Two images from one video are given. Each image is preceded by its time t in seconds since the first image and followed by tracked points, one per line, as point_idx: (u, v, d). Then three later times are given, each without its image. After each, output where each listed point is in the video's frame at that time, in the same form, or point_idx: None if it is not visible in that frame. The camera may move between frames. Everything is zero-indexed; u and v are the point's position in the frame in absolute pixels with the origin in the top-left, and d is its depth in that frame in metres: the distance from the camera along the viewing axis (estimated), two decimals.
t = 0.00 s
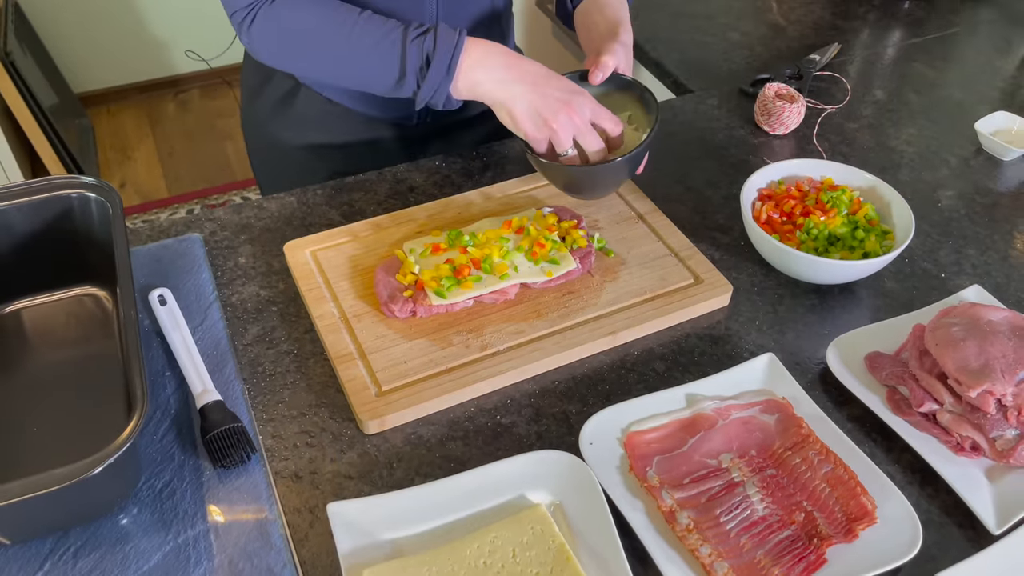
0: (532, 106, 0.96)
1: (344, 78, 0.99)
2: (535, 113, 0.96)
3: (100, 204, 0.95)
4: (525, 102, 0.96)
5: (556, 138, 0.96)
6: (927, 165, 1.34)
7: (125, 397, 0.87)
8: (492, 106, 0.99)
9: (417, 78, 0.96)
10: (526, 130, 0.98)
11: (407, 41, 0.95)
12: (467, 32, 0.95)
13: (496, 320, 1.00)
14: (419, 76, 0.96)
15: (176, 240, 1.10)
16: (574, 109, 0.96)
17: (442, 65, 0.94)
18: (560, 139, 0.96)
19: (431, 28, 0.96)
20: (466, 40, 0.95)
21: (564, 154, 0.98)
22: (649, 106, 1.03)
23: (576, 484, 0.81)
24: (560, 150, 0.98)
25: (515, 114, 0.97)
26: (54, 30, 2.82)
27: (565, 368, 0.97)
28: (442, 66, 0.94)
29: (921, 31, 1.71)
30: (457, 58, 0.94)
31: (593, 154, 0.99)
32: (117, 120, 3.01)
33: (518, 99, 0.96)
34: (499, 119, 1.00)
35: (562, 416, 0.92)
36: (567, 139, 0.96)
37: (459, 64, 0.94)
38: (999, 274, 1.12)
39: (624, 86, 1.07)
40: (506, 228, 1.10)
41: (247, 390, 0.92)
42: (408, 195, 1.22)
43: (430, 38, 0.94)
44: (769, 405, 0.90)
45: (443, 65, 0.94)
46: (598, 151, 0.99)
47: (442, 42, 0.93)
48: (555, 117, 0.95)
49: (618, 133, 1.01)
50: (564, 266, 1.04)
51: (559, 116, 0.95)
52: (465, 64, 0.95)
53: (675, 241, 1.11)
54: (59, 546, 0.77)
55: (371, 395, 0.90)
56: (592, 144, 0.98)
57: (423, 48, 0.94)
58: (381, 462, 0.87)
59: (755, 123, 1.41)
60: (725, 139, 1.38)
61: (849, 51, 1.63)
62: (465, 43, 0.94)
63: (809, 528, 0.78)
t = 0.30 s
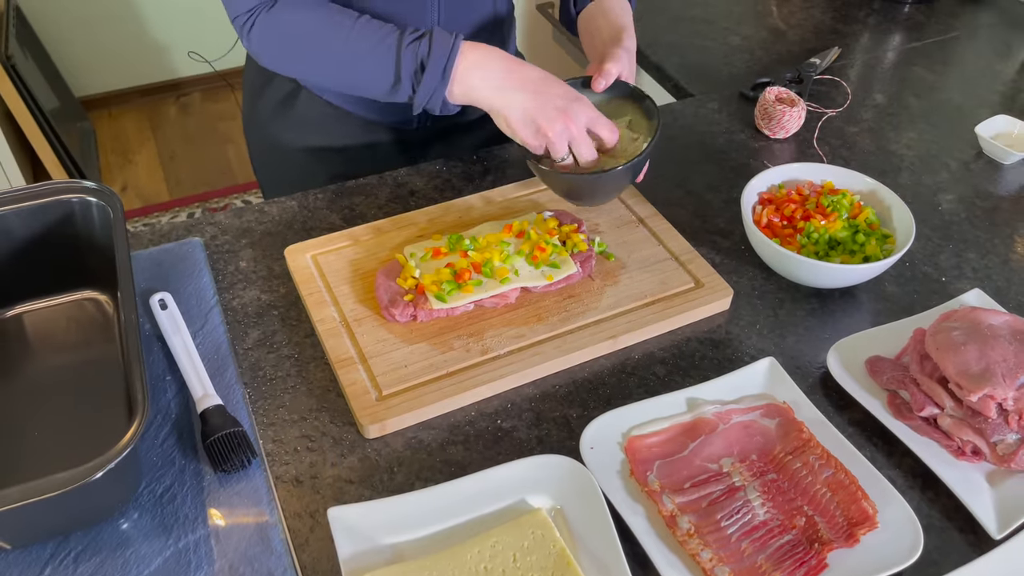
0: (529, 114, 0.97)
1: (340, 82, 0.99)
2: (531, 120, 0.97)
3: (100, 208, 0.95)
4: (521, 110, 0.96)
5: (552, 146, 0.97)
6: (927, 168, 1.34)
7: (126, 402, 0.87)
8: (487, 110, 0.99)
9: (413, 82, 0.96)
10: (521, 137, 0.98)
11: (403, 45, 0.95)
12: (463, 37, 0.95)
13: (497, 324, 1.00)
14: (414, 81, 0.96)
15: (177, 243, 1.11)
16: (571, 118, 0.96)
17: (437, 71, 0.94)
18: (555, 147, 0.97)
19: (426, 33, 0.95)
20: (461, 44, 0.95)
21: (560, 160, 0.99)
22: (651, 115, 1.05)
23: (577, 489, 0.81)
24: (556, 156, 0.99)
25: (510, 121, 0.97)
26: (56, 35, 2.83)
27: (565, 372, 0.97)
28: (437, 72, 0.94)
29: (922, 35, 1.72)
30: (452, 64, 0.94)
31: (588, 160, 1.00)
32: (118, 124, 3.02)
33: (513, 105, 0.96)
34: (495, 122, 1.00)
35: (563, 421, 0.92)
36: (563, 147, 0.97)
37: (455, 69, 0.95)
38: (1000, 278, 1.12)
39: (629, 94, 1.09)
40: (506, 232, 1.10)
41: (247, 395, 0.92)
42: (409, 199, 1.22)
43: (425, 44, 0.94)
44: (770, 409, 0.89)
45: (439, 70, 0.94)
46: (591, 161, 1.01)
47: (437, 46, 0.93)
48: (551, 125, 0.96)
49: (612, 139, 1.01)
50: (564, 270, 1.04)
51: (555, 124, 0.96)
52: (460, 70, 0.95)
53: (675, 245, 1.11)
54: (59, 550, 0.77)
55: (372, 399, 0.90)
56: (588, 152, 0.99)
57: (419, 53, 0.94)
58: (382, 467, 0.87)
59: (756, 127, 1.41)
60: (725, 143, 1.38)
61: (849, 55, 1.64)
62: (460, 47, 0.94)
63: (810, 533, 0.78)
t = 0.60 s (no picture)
0: (474, 164, 0.92)
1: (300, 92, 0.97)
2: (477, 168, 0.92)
3: (99, 211, 0.95)
4: (466, 158, 0.92)
5: (497, 202, 0.92)
6: (928, 170, 1.34)
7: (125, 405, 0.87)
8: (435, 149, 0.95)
9: (366, 109, 0.93)
10: (466, 185, 0.94)
11: (362, 71, 0.93)
12: (426, 72, 0.91)
13: (496, 327, 0.99)
14: (367, 110, 0.93)
15: (175, 246, 1.10)
16: (519, 177, 0.91)
17: (388, 103, 0.90)
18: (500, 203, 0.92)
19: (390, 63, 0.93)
20: (421, 80, 0.91)
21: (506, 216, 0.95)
22: (672, 122, 1.08)
23: (578, 493, 0.81)
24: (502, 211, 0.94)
25: (455, 168, 0.93)
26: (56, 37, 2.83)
27: (565, 375, 0.97)
28: (389, 103, 0.90)
29: (922, 35, 1.71)
30: (404, 99, 0.90)
31: (537, 218, 0.95)
32: (118, 125, 3.02)
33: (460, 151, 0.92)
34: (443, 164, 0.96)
35: (563, 424, 0.91)
36: (509, 205, 0.93)
37: (408, 104, 0.91)
38: (1001, 279, 1.12)
39: (646, 101, 1.11)
40: (506, 234, 1.09)
41: (246, 398, 0.92)
42: (409, 201, 1.22)
43: (384, 73, 0.91)
44: (771, 412, 0.89)
45: (391, 101, 0.90)
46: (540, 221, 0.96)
47: (394, 76, 0.90)
48: (496, 180, 0.91)
49: (564, 200, 0.96)
50: (564, 272, 1.04)
51: (500, 181, 0.91)
52: (411, 107, 0.91)
53: (676, 247, 1.11)
54: (57, 555, 0.77)
55: (371, 403, 0.90)
56: (535, 212, 0.94)
57: (376, 80, 0.91)
58: (381, 470, 0.86)
59: (756, 129, 1.41)
60: (725, 144, 1.38)
61: (850, 56, 1.63)
62: (417, 83, 0.90)
63: (812, 536, 0.78)
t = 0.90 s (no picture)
0: (483, 190, 0.93)
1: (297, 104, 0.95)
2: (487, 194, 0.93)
3: (97, 214, 0.95)
4: (475, 185, 0.93)
5: (507, 226, 0.92)
6: (930, 170, 1.34)
7: (123, 408, 0.86)
8: (440, 180, 0.95)
9: (371, 130, 0.93)
10: (474, 213, 0.94)
11: (371, 93, 0.93)
12: (435, 101, 0.93)
13: (496, 329, 0.99)
14: (372, 131, 0.93)
15: (174, 248, 1.10)
16: (529, 201, 0.93)
17: (398, 126, 0.91)
18: (510, 227, 0.92)
19: (398, 87, 0.93)
20: (430, 108, 0.92)
21: (514, 244, 0.94)
22: (684, 123, 1.08)
23: (579, 497, 0.80)
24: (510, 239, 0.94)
25: (463, 196, 0.94)
26: (55, 38, 2.82)
27: (566, 377, 0.97)
28: (398, 127, 0.91)
29: (923, 35, 1.71)
30: (414, 124, 0.91)
31: (544, 247, 0.96)
32: (118, 126, 3.01)
33: (470, 177, 0.93)
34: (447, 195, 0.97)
35: (563, 426, 0.91)
36: (519, 230, 0.93)
37: (417, 129, 0.92)
38: (1003, 280, 1.11)
39: (658, 103, 1.10)
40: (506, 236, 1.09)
41: (245, 401, 0.92)
42: (408, 202, 1.22)
43: (393, 96, 0.92)
44: (772, 414, 0.89)
45: (400, 125, 0.91)
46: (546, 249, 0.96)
47: (406, 101, 0.91)
48: (507, 205, 0.92)
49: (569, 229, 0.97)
50: (564, 274, 1.04)
51: (512, 205, 0.92)
52: (421, 132, 0.92)
53: (676, 248, 1.11)
54: (56, 559, 0.76)
55: (371, 405, 0.89)
56: (544, 238, 0.94)
57: (386, 104, 0.92)
58: (381, 473, 0.86)
59: (757, 129, 1.41)
60: (726, 145, 1.37)
61: (851, 56, 1.63)
62: (427, 110, 0.92)
63: (814, 540, 0.77)
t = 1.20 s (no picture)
0: (496, 183, 0.94)
1: (308, 104, 0.95)
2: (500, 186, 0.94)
3: (98, 214, 0.95)
4: (488, 178, 0.94)
5: (522, 217, 0.93)
6: (930, 170, 1.34)
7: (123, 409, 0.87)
8: (453, 176, 0.96)
9: (382, 128, 0.94)
10: (488, 206, 0.95)
11: (382, 90, 0.93)
12: (446, 98, 0.93)
13: (497, 329, 0.99)
14: (384, 128, 0.93)
15: (175, 249, 1.10)
16: (542, 189, 0.93)
17: (409, 123, 0.91)
18: (526, 217, 0.93)
19: (409, 84, 0.94)
20: (441, 105, 0.93)
21: (530, 233, 0.95)
22: (682, 123, 1.08)
23: (581, 497, 0.80)
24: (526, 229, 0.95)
25: (477, 190, 0.95)
26: (55, 39, 2.82)
27: (567, 377, 0.97)
28: (410, 124, 0.91)
29: (923, 34, 1.71)
30: (426, 120, 0.92)
31: (561, 234, 0.96)
32: (118, 127, 3.01)
33: (483, 171, 0.94)
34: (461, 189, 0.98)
35: (564, 426, 0.91)
36: (534, 220, 0.94)
37: (428, 125, 0.92)
38: (1003, 280, 1.11)
39: (656, 103, 1.10)
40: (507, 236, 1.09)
41: (246, 402, 0.92)
42: (408, 203, 1.22)
43: (404, 93, 0.92)
44: (773, 414, 0.89)
45: (411, 122, 0.91)
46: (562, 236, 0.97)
47: (417, 98, 0.91)
48: (521, 194, 0.92)
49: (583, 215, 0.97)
50: (564, 274, 1.04)
51: (526, 194, 0.92)
52: (432, 128, 0.93)
53: (677, 248, 1.11)
54: (57, 560, 0.77)
55: (372, 406, 0.89)
56: (560, 225, 0.95)
57: (397, 101, 0.92)
58: (381, 474, 0.86)
59: (757, 129, 1.41)
60: (726, 144, 1.37)
61: (851, 55, 1.63)
62: (439, 107, 0.92)
63: (815, 540, 0.77)
